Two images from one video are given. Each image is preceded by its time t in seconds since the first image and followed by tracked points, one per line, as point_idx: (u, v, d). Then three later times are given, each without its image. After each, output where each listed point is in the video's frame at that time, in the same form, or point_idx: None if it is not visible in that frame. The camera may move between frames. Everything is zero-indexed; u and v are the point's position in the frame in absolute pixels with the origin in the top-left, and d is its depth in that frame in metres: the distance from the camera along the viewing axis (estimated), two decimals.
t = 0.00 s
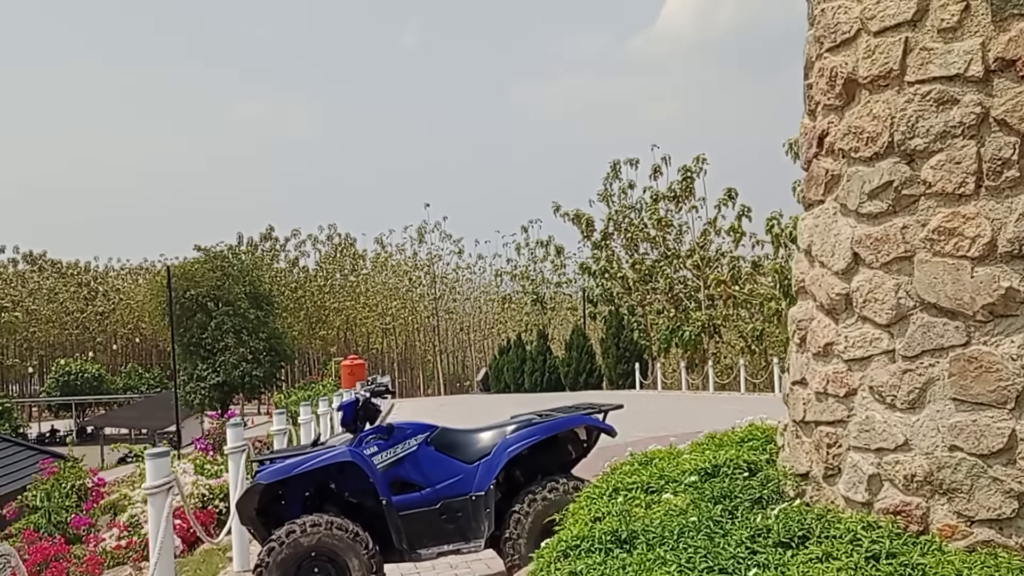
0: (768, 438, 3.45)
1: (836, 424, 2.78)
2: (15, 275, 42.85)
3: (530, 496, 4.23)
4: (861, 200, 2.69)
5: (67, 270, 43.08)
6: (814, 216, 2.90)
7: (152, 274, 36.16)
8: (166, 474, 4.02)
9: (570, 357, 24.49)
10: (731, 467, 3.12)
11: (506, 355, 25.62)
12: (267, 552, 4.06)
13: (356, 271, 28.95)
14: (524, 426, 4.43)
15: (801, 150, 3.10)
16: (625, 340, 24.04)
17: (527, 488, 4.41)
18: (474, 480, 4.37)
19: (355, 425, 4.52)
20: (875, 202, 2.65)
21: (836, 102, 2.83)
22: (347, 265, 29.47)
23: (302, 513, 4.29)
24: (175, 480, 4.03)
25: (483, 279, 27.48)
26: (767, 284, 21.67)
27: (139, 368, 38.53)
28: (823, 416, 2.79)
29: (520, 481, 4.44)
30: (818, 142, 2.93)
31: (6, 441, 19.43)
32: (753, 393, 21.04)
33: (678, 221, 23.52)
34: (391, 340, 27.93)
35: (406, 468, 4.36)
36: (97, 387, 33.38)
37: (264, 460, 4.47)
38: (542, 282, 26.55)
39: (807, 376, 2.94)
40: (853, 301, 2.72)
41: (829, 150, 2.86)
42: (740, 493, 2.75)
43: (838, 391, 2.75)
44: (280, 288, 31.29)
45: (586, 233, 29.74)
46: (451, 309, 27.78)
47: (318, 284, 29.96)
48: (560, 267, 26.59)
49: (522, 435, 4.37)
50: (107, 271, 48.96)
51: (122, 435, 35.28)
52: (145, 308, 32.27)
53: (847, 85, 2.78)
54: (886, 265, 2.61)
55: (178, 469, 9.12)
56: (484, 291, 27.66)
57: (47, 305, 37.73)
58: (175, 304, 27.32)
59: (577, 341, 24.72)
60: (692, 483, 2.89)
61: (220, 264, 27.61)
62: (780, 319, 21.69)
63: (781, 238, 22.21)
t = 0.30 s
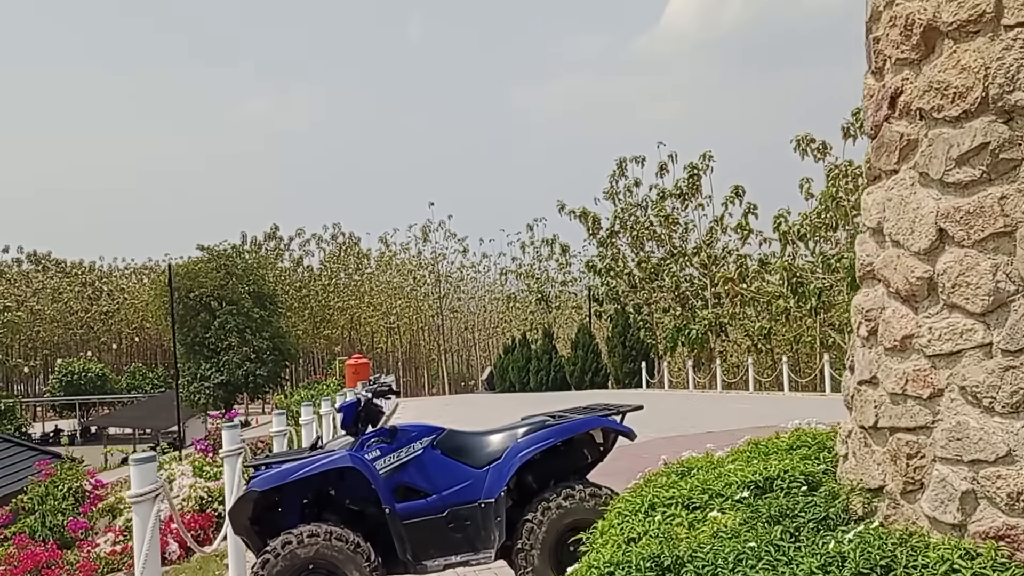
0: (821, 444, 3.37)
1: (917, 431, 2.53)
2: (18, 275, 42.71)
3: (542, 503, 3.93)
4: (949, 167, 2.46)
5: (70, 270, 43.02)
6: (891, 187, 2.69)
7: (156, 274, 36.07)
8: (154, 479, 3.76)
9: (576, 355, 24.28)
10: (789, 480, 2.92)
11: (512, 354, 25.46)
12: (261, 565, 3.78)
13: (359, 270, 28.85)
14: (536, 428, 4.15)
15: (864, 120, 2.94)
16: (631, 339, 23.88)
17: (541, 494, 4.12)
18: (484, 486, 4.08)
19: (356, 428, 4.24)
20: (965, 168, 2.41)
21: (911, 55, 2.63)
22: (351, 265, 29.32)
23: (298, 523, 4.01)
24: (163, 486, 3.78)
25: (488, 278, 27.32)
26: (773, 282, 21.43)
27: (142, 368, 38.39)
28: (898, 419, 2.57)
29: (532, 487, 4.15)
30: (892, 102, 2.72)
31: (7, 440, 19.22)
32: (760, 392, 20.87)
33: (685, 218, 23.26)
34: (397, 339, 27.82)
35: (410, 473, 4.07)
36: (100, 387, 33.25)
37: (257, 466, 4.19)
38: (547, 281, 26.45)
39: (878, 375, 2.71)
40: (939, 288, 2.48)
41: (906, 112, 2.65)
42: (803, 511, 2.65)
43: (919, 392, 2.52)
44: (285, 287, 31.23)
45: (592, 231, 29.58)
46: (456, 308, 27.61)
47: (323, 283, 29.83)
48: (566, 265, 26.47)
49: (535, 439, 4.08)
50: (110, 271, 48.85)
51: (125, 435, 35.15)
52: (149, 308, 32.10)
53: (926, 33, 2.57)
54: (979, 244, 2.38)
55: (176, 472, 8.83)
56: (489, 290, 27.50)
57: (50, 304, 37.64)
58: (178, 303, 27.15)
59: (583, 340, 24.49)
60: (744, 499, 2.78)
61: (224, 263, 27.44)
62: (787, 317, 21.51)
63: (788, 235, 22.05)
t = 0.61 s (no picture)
0: (895, 457, 3.34)
1: None
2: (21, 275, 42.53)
3: (558, 515, 3.60)
4: None
5: (72, 270, 42.70)
6: (1006, 143, 2.62)
7: (158, 274, 35.84)
8: (134, 492, 3.43)
9: (582, 355, 24.09)
10: (874, 505, 2.70)
11: (517, 353, 25.20)
12: None
13: (363, 269, 28.65)
14: (551, 433, 3.83)
15: (959, 69, 2.92)
16: (638, 338, 23.62)
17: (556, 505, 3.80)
18: (494, 497, 3.77)
19: (356, 434, 3.92)
20: None
21: None
22: (354, 264, 29.07)
23: (293, 538, 3.68)
24: (144, 499, 3.45)
25: (492, 277, 27.09)
26: (782, 279, 21.10)
27: (142, 369, 38.10)
28: (1019, 430, 2.51)
29: (547, 497, 3.82)
30: (1003, 43, 2.64)
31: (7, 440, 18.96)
32: (769, 391, 20.61)
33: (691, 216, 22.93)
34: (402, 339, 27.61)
35: (415, 482, 3.77)
36: (102, 387, 32.99)
37: (249, 476, 3.86)
38: (552, 279, 26.26)
39: (989, 379, 2.66)
40: None
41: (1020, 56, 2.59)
42: (901, 546, 2.42)
43: None
44: (288, 287, 31.02)
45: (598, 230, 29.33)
46: (460, 308, 27.32)
47: (326, 282, 29.61)
48: (571, 264, 26.23)
49: (550, 446, 3.76)
50: (111, 272, 48.61)
51: (126, 436, 34.84)
52: (151, 308, 31.88)
53: None
54: None
55: (173, 477, 8.51)
56: (493, 289, 27.23)
57: (53, 304, 37.39)
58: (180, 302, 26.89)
59: (589, 340, 24.17)
60: (825, 531, 2.53)
61: (226, 263, 27.20)
62: (796, 316, 21.21)
63: (797, 232, 21.74)
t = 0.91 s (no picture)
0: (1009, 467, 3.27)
1: None
2: (30, 275, 42.47)
3: (590, 527, 3.28)
4: None
5: (80, 270, 42.62)
6: None
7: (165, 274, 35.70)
8: (130, 501, 3.15)
9: (591, 354, 23.81)
10: None
11: (526, 351, 24.94)
12: None
13: (370, 269, 28.44)
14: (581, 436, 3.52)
15: None
16: (648, 337, 23.27)
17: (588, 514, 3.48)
18: (520, 505, 3.47)
19: (370, 438, 3.64)
20: None
21: None
22: (361, 263, 28.86)
23: (302, 549, 3.39)
24: (141, 508, 3.17)
25: (500, 276, 26.81)
26: (795, 277, 20.73)
27: (149, 369, 37.97)
28: None
29: (577, 505, 3.51)
30: None
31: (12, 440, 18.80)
32: (781, 391, 20.29)
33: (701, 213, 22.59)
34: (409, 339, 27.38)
35: (434, 489, 3.48)
36: (109, 388, 32.84)
37: (255, 484, 3.58)
38: (561, 278, 25.91)
39: None
40: None
41: None
42: None
43: None
44: (295, 287, 30.84)
45: (607, 228, 29.05)
46: (468, 307, 27.06)
47: (333, 282, 29.41)
48: (580, 263, 25.95)
49: (580, 450, 3.46)
50: (119, 272, 48.58)
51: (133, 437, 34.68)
52: (159, 308, 31.72)
53: None
54: None
55: (177, 480, 8.21)
56: (502, 288, 26.93)
57: (61, 304, 37.31)
58: (187, 302, 26.72)
59: (599, 338, 23.87)
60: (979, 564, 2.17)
61: (233, 262, 27.00)
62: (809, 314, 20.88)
63: (809, 229, 21.37)
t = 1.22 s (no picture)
0: None
1: None
2: (40, 275, 42.52)
3: (626, 540, 3.02)
4: None
5: (91, 271, 42.63)
6: None
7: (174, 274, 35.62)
8: (128, 512, 2.90)
9: (602, 353, 23.52)
10: None
11: (536, 350, 24.68)
12: None
13: (379, 268, 28.26)
14: (615, 440, 3.25)
15: None
16: (659, 335, 22.93)
17: (622, 525, 3.21)
18: (548, 515, 3.20)
19: (386, 442, 3.37)
20: None
21: None
22: (370, 263, 28.68)
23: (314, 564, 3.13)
24: (139, 521, 2.92)
25: (509, 275, 26.54)
26: (808, 274, 20.41)
27: (158, 369, 37.90)
28: None
29: (610, 515, 3.24)
30: None
31: (20, 440, 18.67)
32: (795, 390, 19.97)
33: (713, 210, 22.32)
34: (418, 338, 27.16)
35: (455, 498, 3.22)
36: (119, 388, 32.74)
37: (262, 493, 3.32)
38: (570, 277, 25.49)
39: None
40: None
41: None
42: None
43: None
44: (304, 286, 30.71)
45: (618, 226, 28.77)
46: (477, 306, 26.82)
47: (342, 281, 29.25)
48: (589, 261, 25.66)
49: (614, 456, 3.19)
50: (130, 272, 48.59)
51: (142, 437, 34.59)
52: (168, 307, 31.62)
53: None
54: None
55: (184, 483, 8.00)
56: (511, 287, 26.67)
57: (72, 304, 37.29)
58: (195, 301, 26.59)
59: (609, 336, 23.57)
60: None
61: (242, 261, 26.85)
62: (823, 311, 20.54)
63: (822, 226, 21.05)
